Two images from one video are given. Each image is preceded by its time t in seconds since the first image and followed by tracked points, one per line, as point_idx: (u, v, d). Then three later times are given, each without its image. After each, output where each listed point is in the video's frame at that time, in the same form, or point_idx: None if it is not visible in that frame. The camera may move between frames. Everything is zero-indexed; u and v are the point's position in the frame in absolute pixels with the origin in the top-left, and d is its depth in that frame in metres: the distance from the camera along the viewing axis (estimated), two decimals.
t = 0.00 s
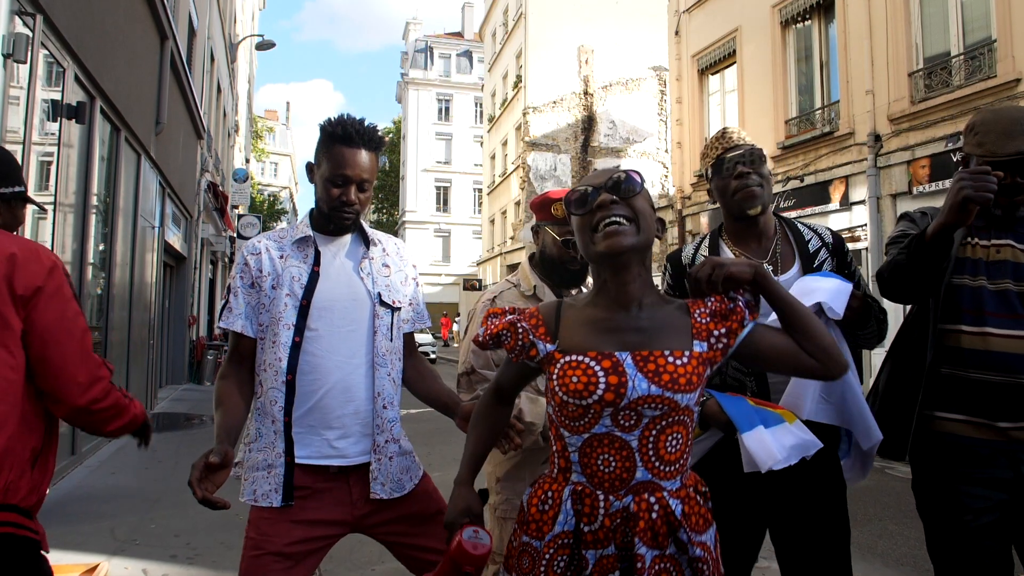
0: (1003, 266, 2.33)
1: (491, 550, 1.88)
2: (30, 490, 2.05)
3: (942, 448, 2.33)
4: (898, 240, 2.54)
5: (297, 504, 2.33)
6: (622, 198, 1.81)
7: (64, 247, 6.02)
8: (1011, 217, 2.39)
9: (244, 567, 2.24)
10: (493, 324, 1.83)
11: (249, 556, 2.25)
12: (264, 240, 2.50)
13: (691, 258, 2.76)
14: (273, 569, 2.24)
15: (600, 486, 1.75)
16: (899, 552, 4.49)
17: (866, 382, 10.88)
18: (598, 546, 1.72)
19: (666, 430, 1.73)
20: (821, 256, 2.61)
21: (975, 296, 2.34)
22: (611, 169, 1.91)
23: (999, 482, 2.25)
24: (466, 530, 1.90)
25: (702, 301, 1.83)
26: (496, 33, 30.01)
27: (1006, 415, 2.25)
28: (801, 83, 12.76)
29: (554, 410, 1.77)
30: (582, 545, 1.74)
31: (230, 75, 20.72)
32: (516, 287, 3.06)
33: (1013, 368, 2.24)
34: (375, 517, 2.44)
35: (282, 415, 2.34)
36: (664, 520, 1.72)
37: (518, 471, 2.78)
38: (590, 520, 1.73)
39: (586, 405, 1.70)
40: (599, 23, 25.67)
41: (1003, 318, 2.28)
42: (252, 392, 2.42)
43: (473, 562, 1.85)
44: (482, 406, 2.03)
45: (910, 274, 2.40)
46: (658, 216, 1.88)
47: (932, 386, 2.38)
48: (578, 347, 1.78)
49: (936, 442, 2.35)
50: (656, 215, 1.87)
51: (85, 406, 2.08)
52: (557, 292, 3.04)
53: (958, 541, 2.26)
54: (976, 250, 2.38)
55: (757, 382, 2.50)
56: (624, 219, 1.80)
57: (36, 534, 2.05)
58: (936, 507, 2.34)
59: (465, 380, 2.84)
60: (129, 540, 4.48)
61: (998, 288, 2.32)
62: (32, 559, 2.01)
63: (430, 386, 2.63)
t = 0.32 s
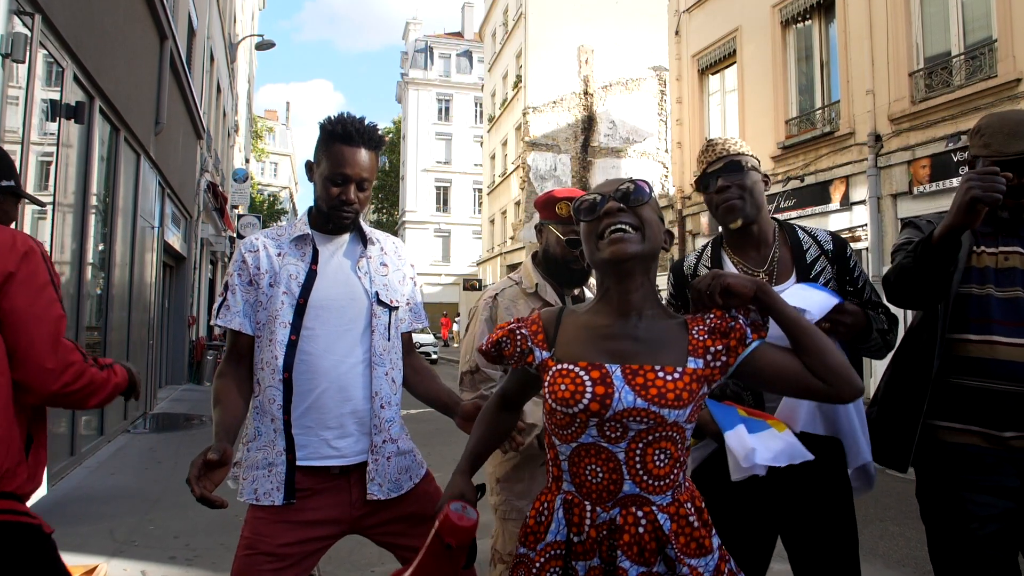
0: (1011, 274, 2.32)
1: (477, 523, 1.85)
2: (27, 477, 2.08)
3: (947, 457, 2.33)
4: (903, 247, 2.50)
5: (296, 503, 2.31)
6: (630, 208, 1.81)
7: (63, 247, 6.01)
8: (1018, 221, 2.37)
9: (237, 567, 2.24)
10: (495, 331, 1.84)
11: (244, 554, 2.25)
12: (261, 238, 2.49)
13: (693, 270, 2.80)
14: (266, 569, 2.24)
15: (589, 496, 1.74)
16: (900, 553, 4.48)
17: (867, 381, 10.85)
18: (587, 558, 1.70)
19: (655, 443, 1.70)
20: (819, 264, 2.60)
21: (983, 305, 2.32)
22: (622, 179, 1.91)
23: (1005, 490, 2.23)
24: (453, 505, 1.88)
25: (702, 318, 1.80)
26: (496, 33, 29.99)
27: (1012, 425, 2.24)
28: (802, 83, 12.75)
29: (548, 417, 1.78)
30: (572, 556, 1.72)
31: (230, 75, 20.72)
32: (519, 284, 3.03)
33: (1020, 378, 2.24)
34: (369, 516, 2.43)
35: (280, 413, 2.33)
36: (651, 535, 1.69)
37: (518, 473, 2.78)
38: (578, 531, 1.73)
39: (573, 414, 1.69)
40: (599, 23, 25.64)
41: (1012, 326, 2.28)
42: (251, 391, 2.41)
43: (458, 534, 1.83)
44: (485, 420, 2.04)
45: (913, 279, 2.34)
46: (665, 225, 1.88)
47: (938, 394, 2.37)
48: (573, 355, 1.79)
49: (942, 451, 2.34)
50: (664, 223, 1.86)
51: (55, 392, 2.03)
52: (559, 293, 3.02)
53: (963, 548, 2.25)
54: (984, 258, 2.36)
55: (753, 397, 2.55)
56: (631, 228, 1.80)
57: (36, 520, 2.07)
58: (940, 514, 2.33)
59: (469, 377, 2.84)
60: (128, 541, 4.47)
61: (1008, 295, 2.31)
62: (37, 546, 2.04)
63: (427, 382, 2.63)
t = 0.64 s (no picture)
0: (1019, 275, 2.29)
1: (464, 493, 1.80)
2: (23, 456, 2.09)
3: (954, 460, 2.31)
4: (908, 254, 2.45)
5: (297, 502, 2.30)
6: (636, 206, 1.79)
7: (63, 247, 5.99)
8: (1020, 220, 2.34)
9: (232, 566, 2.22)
10: (497, 324, 1.87)
11: (240, 551, 2.24)
12: (259, 235, 2.48)
13: (691, 278, 2.82)
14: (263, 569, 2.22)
15: (578, 493, 1.73)
16: (901, 554, 4.48)
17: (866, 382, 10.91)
18: (574, 555, 1.69)
19: (644, 442, 1.67)
20: (815, 268, 2.58)
21: (989, 307, 2.30)
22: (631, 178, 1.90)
23: (1011, 493, 2.20)
24: (441, 474, 1.83)
25: (701, 321, 1.77)
26: (496, 33, 29.97)
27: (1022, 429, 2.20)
28: (802, 83, 12.74)
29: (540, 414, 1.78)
30: (561, 554, 1.71)
31: (229, 75, 20.68)
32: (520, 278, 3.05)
33: None
34: (366, 513, 2.43)
35: (278, 411, 2.32)
36: (639, 534, 1.67)
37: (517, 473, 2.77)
38: (566, 527, 1.72)
39: (562, 410, 1.69)
40: (599, 23, 25.61)
41: (1017, 328, 2.24)
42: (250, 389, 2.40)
43: (445, 502, 1.76)
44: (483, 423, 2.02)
45: (914, 287, 2.32)
46: (670, 228, 1.86)
47: (949, 396, 2.34)
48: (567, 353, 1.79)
49: (951, 454, 2.32)
50: (669, 226, 1.84)
51: (20, 368, 1.90)
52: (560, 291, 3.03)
53: (970, 551, 2.25)
54: (989, 261, 2.34)
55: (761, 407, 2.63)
56: (634, 226, 1.78)
57: (36, 495, 2.08)
58: (946, 515, 2.33)
59: (464, 370, 2.90)
60: (127, 542, 4.46)
61: (1015, 296, 2.27)
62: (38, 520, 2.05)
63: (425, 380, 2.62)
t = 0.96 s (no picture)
0: None
1: (461, 471, 1.78)
2: (18, 431, 2.13)
3: (965, 457, 2.24)
4: (913, 259, 2.39)
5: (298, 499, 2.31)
6: (636, 200, 1.78)
7: (63, 247, 5.99)
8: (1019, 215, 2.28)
9: (233, 563, 2.22)
10: (499, 313, 1.91)
11: (241, 547, 2.24)
12: (258, 232, 2.46)
13: (688, 279, 2.84)
14: (264, 564, 2.22)
15: (568, 485, 1.73)
16: (903, 555, 4.47)
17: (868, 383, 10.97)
18: (561, 547, 1.69)
19: (635, 436, 1.66)
20: (809, 266, 2.56)
21: (996, 302, 2.24)
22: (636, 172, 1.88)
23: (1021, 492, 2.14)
24: (437, 452, 1.81)
25: (699, 316, 1.74)
26: (496, 33, 29.95)
27: None
28: (802, 83, 12.73)
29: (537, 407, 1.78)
30: (551, 546, 1.71)
31: (229, 75, 20.68)
32: (520, 273, 3.07)
33: None
34: (368, 508, 2.43)
35: (275, 410, 2.31)
36: (627, 529, 1.65)
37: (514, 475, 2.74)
38: (554, 519, 1.72)
39: (554, 401, 1.69)
40: (599, 23, 25.60)
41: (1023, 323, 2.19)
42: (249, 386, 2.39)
43: (442, 481, 1.75)
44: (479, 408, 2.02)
45: (915, 299, 2.26)
46: (671, 223, 1.84)
47: (960, 395, 2.27)
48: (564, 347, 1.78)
49: (965, 452, 2.25)
50: (670, 220, 1.83)
51: None
52: (561, 287, 3.03)
53: (982, 548, 2.18)
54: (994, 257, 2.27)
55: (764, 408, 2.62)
56: (634, 219, 1.77)
57: (35, 469, 2.15)
58: (956, 516, 2.26)
59: (456, 361, 2.90)
60: (127, 543, 4.44)
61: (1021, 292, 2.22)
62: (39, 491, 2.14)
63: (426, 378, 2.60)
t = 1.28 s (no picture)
0: None
1: (460, 456, 1.78)
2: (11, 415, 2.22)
3: (978, 454, 2.20)
4: (915, 263, 2.37)
5: (296, 496, 2.29)
6: (635, 193, 1.77)
7: (62, 247, 5.98)
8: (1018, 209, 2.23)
9: (233, 561, 2.22)
10: (501, 304, 1.91)
11: (241, 545, 2.23)
12: (257, 230, 2.45)
13: (683, 280, 2.84)
14: (264, 561, 2.21)
15: (559, 479, 1.71)
16: (905, 556, 4.45)
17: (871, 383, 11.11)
18: (550, 541, 1.67)
19: (628, 432, 1.64)
20: (801, 264, 2.55)
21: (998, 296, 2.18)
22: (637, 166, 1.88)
23: None
24: (437, 436, 1.81)
25: (693, 312, 1.72)
26: (496, 33, 29.93)
27: None
28: (803, 83, 12.72)
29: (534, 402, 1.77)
30: (541, 539, 1.70)
31: (229, 75, 20.67)
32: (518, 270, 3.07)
33: None
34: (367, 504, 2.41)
35: (273, 409, 2.29)
36: (614, 527, 1.63)
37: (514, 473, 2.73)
38: (545, 513, 1.71)
39: (549, 393, 1.68)
40: (599, 23, 25.59)
41: None
42: (248, 383, 2.38)
43: (441, 464, 1.74)
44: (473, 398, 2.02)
45: (914, 317, 2.26)
46: (672, 220, 1.82)
47: (972, 393, 2.22)
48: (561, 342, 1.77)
49: (981, 449, 2.19)
50: (670, 218, 1.81)
51: None
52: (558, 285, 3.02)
53: (990, 544, 2.15)
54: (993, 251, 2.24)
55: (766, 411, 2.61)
56: (634, 215, 1.75)
57: (30, 447, 2.24)
58: (966, 512, 2.22)
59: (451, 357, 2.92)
60: (126, 544, 4.43)
61: None
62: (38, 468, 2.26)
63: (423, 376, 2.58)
